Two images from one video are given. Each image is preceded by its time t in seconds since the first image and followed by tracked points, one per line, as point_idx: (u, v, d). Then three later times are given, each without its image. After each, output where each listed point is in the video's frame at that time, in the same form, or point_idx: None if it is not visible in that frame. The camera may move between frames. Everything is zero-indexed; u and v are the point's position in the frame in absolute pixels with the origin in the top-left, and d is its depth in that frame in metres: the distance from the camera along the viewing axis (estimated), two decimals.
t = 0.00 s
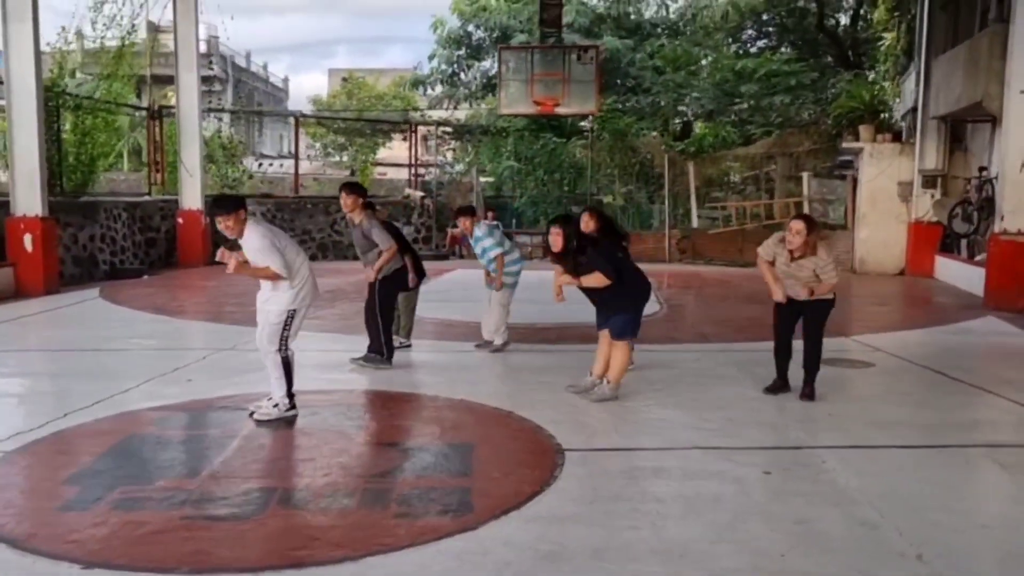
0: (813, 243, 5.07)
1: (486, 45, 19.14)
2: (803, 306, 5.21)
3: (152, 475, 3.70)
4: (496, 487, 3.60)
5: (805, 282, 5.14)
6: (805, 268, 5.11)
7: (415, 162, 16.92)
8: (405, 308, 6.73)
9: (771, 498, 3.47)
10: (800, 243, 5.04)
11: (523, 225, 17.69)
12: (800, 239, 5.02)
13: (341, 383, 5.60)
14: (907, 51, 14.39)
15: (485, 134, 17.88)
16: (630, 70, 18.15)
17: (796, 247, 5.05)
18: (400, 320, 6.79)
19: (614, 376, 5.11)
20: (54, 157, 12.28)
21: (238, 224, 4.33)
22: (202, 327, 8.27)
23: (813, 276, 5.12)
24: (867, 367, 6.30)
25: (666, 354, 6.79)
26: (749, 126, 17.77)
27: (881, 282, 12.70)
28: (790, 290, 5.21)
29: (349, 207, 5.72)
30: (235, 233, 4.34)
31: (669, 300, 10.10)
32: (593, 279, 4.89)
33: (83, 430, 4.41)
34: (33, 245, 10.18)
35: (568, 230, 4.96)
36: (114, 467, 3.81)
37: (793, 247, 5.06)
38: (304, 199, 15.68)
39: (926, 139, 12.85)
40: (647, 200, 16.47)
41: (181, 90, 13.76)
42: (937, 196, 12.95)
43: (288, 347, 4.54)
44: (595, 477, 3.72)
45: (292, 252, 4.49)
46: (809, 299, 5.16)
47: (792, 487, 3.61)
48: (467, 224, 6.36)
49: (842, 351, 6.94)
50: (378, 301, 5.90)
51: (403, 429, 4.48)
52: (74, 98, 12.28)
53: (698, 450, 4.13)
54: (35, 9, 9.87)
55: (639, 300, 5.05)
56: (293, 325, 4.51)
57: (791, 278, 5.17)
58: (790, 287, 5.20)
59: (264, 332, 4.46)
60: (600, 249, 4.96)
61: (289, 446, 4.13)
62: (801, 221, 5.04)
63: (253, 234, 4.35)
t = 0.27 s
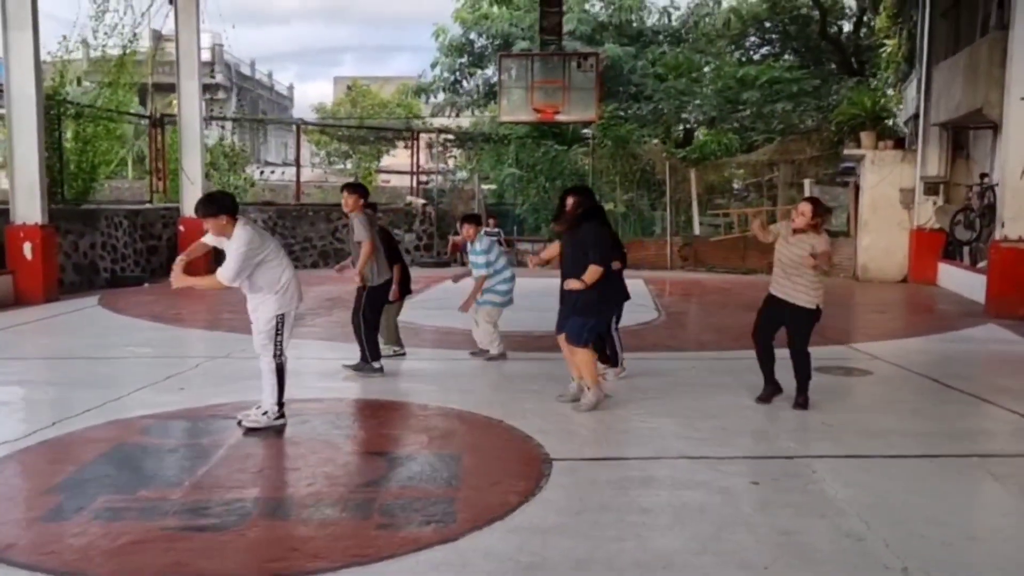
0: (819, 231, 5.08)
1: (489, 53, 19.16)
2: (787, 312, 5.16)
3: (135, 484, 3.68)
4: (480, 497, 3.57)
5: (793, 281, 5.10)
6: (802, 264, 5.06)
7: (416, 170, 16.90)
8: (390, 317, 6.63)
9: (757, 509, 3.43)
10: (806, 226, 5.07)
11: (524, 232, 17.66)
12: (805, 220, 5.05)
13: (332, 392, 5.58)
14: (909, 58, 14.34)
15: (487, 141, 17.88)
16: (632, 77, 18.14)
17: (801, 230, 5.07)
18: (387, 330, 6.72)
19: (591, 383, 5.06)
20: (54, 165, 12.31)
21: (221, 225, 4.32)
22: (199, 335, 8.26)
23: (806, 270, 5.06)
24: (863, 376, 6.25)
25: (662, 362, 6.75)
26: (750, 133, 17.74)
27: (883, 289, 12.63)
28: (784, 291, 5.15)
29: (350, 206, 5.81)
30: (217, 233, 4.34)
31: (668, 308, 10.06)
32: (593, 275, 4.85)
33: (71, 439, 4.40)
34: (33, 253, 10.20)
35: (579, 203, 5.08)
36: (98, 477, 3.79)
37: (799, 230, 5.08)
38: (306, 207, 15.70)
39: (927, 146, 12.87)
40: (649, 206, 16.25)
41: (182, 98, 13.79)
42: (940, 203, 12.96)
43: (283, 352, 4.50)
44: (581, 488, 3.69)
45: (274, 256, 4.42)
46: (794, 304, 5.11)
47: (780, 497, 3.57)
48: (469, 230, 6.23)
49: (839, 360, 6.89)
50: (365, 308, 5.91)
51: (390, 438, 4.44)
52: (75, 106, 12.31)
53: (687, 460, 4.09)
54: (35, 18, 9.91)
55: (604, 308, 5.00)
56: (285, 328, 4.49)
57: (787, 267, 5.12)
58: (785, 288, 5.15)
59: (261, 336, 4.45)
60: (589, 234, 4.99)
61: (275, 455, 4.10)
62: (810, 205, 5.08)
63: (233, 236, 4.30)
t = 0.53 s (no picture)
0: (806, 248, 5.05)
1: (492, 73, 19.26)
2: (778, 330, 5.14)
3: (120, 503, 3.68)
4: (464, 517, 3.55)
5: (781, 298, 5.10)
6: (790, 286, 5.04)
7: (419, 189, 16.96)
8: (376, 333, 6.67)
9: (742, 529, 3.40)
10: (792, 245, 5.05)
11: (527, 251, 17.67)
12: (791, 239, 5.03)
13: (325, 410, 5.57)
14: (910, 77, 14.36)
15: (490, 161, 17.93)
16: (635, 97, 18.20)
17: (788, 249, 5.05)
18: (373, 347, 6.75)
19: (585, 404, 5.04)
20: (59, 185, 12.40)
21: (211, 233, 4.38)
22: (198, 353, 8.26)
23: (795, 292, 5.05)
24: (859, 395, 6.21)
25: (657, 381, 6.73)
26: (753, 152, 17.76)
27: (886, 308, 12.57)
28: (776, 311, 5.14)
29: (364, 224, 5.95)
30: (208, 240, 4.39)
31: (668, 327, 10.03)
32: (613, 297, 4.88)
33: (60, 457, 4.39)
34: (35, 271, 10.24)
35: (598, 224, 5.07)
36: (83, 495, 3.78)
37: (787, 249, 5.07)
38: (309, 226, 15.76)
39: (929, 166, 12.82)
40: (652, 225, 16.34)
41: (187, 118, 13.88)
42: (941, 223, 12.90)
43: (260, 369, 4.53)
44: (567, 507, 3.66)
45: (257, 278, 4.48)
46: (783, 321, 5.10)
47: (767, 517, 3.54)
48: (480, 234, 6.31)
49: (836, 379, 6.85)
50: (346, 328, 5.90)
51: (378, 457, 4.43)
52: (80, 126, 12.42)
53: (675, 480, 4.06)
54: (40, 40, 10.03)
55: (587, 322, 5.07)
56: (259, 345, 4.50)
57: (776, 287, 5.12)
58: (777, 308, 5.13)
59: (237, 352, 4.46)
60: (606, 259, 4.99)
61: (262, 474, 4.09)
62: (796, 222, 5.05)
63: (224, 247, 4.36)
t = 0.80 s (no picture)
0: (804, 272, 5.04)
1: (507, 92, 19.39)
2: (775, 348, 5.16)
3: (118, 512, 3.72)
4: (454, 531, 3.56)
5: (776, 321, 5.14)
6: (787, 308, 5.06)
7: (434, 206, 17.05)
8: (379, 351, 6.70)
9: (733, 548, 3.38)
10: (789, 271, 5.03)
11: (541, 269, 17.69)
12: (788, 266, 5.01)
13: (327, 424, 5.60)
14: (924, 96, 14.32)
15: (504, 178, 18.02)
16: (650, 116, 18.24)
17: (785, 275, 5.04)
18: (375, 366, 6.80)
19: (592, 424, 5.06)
20: (78, 200, 12.58)
21: (215, 264, 4.44)
22: (207, 367, 8.32)
23: (792, 317, 5.06)
24: (866, 415, 6.17)
25: (662, 399, 6.70)
26: (766, 171, 17.76)
27: (901, 328, 12.46)
28: (775, 334, 5.15)
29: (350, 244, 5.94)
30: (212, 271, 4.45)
31: (678, 345, 10.00)
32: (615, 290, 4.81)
33: (62, 467, 4.45)
34: (52, 285, 10.38)
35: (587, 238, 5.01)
36: (80, 505, 3.82)
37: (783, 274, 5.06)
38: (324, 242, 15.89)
39: (944, 185, 12.75)
40: (665, 241, 16.23)
41: (205, 136, 14.08)
42: (958, 241, 12.82)
43: (239, 389, 4.53)
44: (559, 522, 3.67)
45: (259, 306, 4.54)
46: (777, 341, 5.13)
47: (761, 535, 3.52)
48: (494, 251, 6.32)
49: (844, 399, 6.80)
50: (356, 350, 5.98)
51: (375, 471, 4.45)
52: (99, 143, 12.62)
53: (670, 497, 4.06)
54: (61, 59, 10.24)
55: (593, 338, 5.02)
56: (246, 366, 4.50)
57: (777, 312, 5.12)
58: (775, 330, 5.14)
59: (221, 371, 4.48)
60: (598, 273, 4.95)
61: (259, 486, 4.13)
62: (791, 250, 5.04)
63: (230, 278, 4.46)
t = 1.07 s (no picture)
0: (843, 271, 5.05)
1: (548, 94, 19.40)
2: (808, 350, 5.07)
3: (155, 505, 3.82)
4: (481, 529, 3.58)
5: (810, 322, 5.05)
6: (827, 304, 4.99)
7: (475, 208, 17.15)
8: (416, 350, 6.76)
9: (762, 551, 3.35)
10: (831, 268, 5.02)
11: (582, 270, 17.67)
12: (831, 262, 5.00)
13: (363, 423, 5.67)
14: (975, 94, 13.97)
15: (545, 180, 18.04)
16: (692, 117, 18.10)
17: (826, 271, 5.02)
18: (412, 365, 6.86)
19: (620, 424, 5.04)
20: (128, 202, 12.91)
21: (257, 255, 4.58)
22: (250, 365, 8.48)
23: (831, 314, 4.99)
24: (907, 419, 6.05)
25: (698, 401, 6.66)
26: (810, 171, 17.50)
27: (950, 332, 12.17)
28: (807, 332, 5.06)
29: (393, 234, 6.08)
30: (254, 262, 4.59)
31: (717, 347, 9.91)
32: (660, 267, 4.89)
33: (105, 461, 4.58)
34: (102, 285, 10.67)
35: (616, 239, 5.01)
36: (121, 497, 3.93)
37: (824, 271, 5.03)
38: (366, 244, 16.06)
39: (995, 186, 12.42)
40: (708, 243, 16.10)
41: (250, 139, 14.32)
42: (1009, 243, 12.46)
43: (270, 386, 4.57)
44: (587, 522, 3.67)
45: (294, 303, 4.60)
46: (809, 342, 5.04)
47: (792, 539, 3.48)
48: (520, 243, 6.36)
49: (886, 403, 6.67)
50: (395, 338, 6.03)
51: (406, 469, 4.50)
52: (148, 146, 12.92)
53: (700, 499, 4.03)
54: (111, 65, 10.51)
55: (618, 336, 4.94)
56: (271, 363, 4.55)
57: (815, 309, 5.04)
58: (807, 329, 5.06)
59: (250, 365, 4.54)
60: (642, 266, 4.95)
61: (293, 482, 4.20)
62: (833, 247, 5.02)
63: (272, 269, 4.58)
